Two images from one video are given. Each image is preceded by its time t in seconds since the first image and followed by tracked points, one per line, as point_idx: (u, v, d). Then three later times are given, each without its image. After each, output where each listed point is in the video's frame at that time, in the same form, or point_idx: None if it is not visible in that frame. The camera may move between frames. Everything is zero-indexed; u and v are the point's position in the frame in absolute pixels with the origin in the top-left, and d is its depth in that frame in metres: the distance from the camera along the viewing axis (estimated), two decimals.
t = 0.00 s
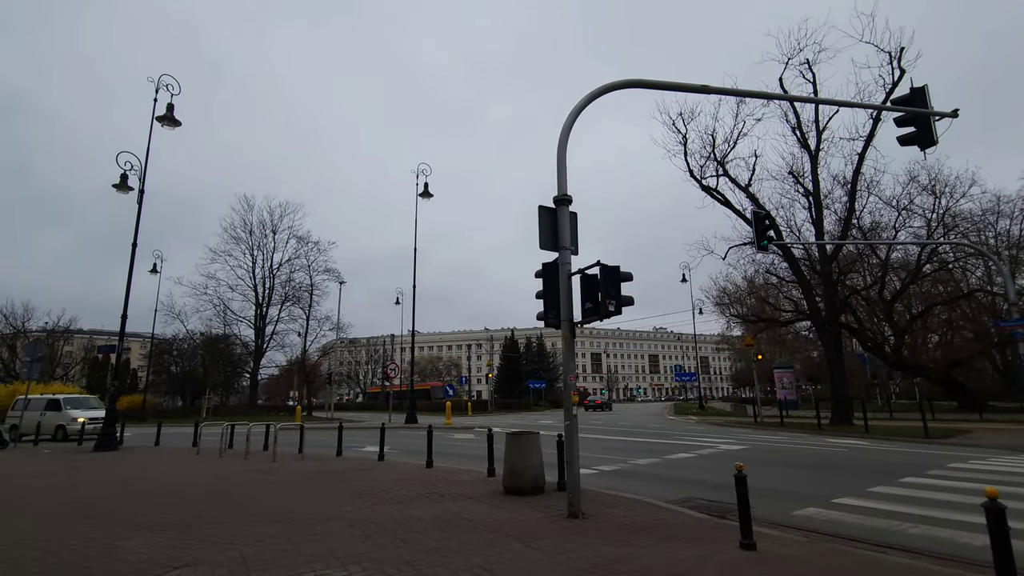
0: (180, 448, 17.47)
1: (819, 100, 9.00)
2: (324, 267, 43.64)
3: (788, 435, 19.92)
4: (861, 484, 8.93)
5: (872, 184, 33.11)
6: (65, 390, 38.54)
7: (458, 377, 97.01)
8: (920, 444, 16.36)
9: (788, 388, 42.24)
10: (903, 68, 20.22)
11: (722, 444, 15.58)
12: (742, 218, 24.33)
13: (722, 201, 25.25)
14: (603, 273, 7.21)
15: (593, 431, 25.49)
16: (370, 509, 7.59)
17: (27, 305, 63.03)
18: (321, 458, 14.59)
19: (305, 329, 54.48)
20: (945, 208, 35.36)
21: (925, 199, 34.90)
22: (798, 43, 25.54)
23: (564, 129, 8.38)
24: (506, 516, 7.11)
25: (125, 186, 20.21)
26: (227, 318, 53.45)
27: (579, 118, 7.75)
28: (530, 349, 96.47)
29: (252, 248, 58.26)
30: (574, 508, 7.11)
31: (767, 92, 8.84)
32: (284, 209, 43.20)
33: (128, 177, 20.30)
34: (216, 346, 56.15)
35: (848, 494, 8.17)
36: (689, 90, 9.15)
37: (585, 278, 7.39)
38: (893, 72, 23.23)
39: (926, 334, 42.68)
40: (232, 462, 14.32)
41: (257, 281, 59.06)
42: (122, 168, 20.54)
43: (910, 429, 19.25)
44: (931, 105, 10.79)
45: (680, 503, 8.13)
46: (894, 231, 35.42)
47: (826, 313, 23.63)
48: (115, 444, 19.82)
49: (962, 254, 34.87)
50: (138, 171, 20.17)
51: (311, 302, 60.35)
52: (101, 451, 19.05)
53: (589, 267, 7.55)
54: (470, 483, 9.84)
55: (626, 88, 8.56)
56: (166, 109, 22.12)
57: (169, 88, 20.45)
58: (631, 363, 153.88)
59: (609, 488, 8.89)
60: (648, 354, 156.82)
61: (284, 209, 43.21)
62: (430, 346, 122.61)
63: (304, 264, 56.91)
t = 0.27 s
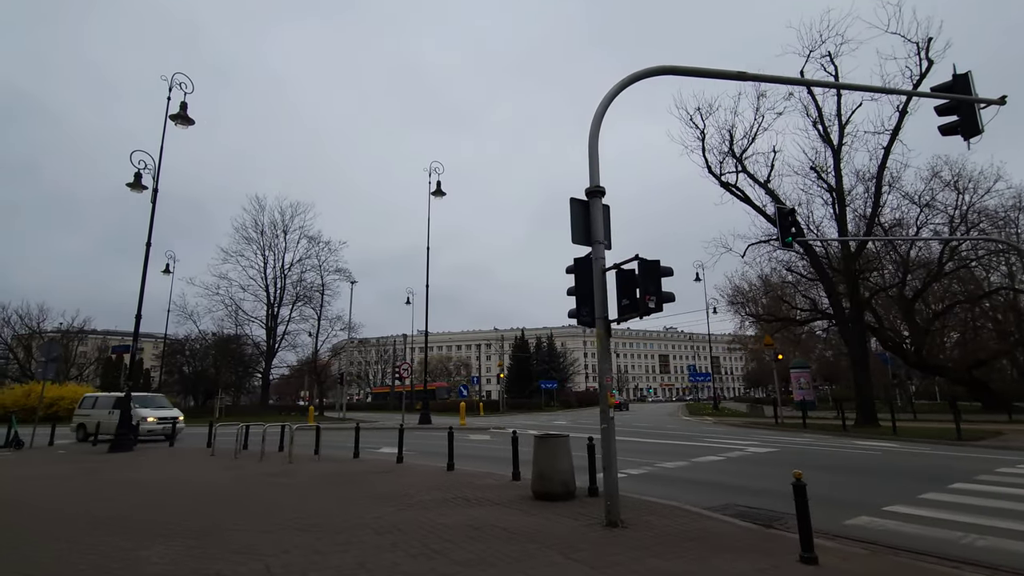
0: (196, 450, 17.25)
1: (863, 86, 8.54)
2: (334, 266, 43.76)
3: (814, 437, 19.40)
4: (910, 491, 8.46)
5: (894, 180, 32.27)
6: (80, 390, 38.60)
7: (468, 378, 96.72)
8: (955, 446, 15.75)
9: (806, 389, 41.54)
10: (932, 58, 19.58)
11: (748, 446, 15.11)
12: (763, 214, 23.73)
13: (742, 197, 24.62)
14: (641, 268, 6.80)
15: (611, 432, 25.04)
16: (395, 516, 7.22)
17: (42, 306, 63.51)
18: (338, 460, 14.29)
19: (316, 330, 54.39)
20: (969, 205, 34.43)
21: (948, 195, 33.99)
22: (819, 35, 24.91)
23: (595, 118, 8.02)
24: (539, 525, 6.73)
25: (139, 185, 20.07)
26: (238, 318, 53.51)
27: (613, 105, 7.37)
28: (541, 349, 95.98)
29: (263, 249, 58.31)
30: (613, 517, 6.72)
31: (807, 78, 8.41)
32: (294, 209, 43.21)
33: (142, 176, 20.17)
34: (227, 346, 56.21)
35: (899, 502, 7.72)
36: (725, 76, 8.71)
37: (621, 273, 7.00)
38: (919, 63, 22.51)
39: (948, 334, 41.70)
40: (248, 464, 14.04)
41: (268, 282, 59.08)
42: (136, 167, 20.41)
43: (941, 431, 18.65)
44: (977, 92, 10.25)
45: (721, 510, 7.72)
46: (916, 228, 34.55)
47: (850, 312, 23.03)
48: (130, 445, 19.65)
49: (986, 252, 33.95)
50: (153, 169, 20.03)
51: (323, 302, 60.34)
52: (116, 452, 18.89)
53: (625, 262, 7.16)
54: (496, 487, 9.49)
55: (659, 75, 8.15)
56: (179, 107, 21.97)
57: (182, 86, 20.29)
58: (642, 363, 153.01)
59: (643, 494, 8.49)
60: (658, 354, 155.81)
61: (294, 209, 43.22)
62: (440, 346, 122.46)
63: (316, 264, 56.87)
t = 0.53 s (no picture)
0: (211, 450, 17.12)
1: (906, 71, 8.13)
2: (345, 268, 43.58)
3: (840, 438, 18.90)
4: (962, 497, 8.02)
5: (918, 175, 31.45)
6: (95, 390, 38.75)
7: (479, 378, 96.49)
8: (991, 449, 15.17)
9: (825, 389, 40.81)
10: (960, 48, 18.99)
11: (776, 448, 14.68)
12: (784, 211, 23.17)
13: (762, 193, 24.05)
14: (680, 262, 6.46)
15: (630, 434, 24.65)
16: (421, 522, 6.94)
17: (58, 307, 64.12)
18: (356, 461, 14.05)
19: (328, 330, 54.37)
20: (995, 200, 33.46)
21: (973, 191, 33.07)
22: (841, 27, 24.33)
23: (626, 107, 7.68)
24: (573, 533, 6.43)
25: (154, 185, 20.01)
26: (251, 319, 53.63)
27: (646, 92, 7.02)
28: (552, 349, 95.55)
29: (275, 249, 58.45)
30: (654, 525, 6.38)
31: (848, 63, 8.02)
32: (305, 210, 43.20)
33: (157, 175, 20.12)
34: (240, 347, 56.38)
35: (955, 509, 7.29)
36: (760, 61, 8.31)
37: (658, 268, 6.66)
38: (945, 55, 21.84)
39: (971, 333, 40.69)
40: (265, 465, 13.84)
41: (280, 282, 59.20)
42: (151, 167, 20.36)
43: (974, 433, 18.06)
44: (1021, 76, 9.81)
45: (764, 517, 7.33)
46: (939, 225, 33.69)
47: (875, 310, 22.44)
48: (147, 446, 19.58)
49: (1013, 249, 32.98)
50: (168, 169, 19.98)
51: (335, 303, 60.38)
52: (132, 452, 18.83)
53: (661, 256, 6.82)
54: (524, 490, 9.18)
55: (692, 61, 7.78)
56: (194, 107, 21.90)
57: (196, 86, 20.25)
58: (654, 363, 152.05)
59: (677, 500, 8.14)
60: (670, 353, 154.75)
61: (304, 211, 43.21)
62: (450, 347, 122.38)
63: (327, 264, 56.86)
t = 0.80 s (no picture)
0: (227, 449, 16.98)
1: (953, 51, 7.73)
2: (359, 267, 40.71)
3: (867, 437, 18.41)
4: (1015, 499, 7.56)
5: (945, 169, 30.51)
6: (115, 390, 38.96)
7: (491, 377, 96.28)
8: None
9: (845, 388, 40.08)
10: (993, 35, 18.37)
11: (804, 448, 14.23)
12: (806, 205, 22.59)
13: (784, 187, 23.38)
14: (719, 251, 6.13)
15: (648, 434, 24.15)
16: (449, 525, 6.65)
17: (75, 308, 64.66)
18: (374, 461, 13.82)
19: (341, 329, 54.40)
20: None
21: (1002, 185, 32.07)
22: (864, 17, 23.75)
23: (659, 90, 7.33)
24: (611, 537, 6.10)
25: (169, 183, 19.94)
26: (265, 318, 53.76)
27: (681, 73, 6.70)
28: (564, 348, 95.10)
29: (288, 249, 58.55)
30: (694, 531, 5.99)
31: (893, 43, 7.63)
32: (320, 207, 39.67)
33: (172, 173, 20.06)
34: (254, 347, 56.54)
35: (1012, 514, 6.85)
36: (797, 41, 7.92)
37: (695, 259, 6.34)
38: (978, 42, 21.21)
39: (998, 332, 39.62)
40: (283, 464, 13.63)
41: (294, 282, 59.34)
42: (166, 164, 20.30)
43: (1009, 433, 17.47)
44: None
45: (804, 520, 6.96)
46: (965, 219, 32.77)
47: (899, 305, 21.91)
48: (163, 444, 19.43)
49: None
50: (183, 168, 19.92)
51: (348, 302, 60.41)
52: (149, 452, 18.71)
53: (699, 245, 6.48)
54: (549, 491, 8.88)
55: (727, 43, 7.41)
56: (208, 104, 21.82)
57: (211, 84, 20.17)
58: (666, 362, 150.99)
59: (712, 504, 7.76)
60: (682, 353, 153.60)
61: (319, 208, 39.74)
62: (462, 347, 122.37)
63: (340, 263, 56.89)
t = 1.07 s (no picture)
0: (255, 448, 16.90)
1: None
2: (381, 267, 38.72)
3: (912, 439, 17.63)
4: None
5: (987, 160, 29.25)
6: (143, 390, 39.63)
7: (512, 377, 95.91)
8: None
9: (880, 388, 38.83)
10: None
11: (849, 451, 13.57)
12: (843, 198, 21.78)
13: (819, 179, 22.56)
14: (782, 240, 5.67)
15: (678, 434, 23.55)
16: (490, 532, 6.27)
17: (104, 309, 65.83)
18: (403, 461, 13.54)
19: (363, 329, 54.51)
20: None
21: None
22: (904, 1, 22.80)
23: (708, 68, 6.87)
24: (665, 548, 5.66)
25: (195, 182, 19.94)
26: (288, 319, 54.09)
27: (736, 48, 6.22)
28: (586, 347, 94.29)
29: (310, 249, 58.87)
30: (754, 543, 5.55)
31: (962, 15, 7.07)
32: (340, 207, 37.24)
33: (198, 173, 20.06)
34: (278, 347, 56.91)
35: None
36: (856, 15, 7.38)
37: (754, 248, 5.89)
38: None
39: None
40: (312, 464, 13.45)
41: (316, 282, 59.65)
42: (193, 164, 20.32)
43: None
44: None
45: (870, 530, 6.46)
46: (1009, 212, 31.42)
47: (943, 298, 21.04)
48: (191, 443, 19.43)
49: None
50: (209, 167, 19.92)
51: (369, 302, 60.54)
52: (177, 451, 18.71)
53: (758, 234, 6.03)
54: (588, 494, 8.49)
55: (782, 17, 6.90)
56: (232, 104, 21.82)
57: (236, 83, 20.16)
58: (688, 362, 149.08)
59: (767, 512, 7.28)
60: (705, 352, 151.52)
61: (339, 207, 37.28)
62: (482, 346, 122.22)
63: (362, 263, 57.01)
